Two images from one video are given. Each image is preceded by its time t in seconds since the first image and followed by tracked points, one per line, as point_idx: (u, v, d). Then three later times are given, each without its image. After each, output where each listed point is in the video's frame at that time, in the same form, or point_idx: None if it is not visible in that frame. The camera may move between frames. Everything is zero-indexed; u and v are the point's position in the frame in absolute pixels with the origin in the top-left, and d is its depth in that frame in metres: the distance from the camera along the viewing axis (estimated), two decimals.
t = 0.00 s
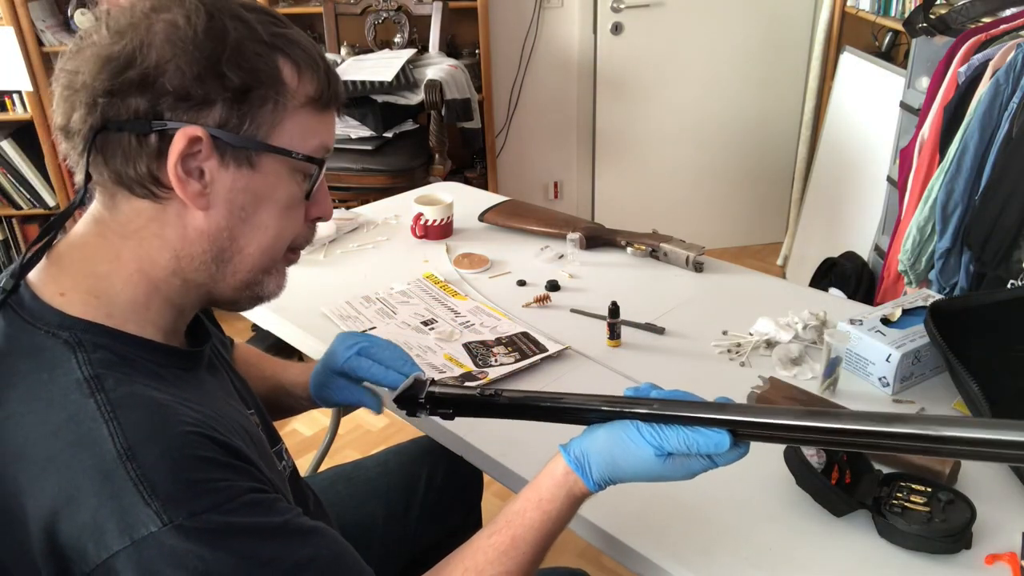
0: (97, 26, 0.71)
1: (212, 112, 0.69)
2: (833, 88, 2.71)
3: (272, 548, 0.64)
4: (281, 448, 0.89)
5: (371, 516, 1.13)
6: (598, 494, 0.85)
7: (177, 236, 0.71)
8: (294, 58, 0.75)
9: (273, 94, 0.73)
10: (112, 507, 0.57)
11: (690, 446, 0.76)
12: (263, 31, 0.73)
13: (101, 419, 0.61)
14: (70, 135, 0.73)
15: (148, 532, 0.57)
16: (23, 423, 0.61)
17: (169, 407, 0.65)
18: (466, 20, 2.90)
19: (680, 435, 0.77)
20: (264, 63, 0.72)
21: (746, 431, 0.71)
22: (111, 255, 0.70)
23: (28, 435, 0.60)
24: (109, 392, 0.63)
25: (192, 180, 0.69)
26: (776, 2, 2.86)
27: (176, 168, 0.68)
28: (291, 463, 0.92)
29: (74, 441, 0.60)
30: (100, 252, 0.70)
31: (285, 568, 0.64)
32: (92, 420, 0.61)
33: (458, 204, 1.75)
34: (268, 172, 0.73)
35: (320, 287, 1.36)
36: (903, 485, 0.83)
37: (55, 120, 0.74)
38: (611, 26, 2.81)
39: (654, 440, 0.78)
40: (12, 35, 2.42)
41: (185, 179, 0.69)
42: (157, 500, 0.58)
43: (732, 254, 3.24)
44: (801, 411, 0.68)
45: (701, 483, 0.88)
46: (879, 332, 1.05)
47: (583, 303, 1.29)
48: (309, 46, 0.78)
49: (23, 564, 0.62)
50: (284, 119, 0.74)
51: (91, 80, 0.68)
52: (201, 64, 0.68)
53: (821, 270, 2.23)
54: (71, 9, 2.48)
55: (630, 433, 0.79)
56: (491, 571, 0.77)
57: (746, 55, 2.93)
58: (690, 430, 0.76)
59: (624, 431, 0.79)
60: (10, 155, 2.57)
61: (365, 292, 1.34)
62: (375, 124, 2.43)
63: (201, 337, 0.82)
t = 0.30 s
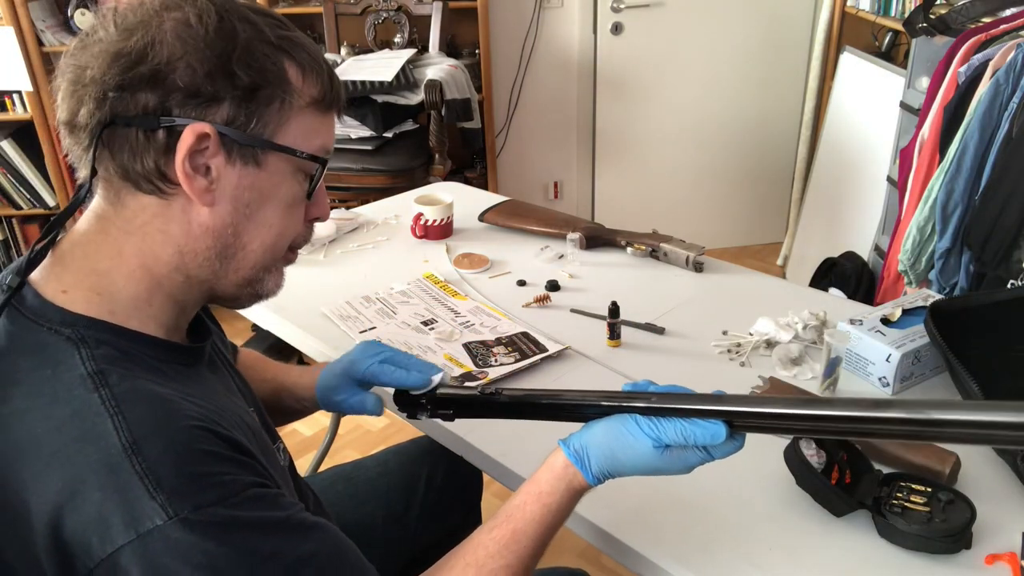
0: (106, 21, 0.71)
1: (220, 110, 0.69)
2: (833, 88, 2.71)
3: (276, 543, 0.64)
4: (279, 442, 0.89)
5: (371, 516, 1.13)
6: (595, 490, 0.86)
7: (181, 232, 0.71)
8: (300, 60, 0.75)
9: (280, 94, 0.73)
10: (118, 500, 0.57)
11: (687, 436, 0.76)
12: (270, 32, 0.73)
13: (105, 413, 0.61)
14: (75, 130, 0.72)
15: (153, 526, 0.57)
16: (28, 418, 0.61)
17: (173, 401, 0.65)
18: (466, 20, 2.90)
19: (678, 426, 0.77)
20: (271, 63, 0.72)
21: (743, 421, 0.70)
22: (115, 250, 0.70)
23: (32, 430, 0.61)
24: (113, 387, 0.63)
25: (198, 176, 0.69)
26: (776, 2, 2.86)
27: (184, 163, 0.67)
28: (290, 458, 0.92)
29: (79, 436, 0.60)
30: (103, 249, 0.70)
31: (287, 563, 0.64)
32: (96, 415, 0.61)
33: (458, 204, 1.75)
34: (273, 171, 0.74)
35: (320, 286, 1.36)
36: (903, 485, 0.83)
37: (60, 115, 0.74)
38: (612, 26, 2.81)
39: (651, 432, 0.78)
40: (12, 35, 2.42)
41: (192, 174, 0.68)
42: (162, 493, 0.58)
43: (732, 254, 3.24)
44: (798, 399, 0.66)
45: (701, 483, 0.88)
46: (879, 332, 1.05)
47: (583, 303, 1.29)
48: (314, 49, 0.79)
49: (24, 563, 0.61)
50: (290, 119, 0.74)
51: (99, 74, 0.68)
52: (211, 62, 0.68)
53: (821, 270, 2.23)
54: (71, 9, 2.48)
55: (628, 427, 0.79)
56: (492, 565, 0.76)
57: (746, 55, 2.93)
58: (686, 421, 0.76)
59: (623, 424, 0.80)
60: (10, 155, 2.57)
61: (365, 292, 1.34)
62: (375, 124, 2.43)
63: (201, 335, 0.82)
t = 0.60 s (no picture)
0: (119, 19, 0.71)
1: (230, 115, 0.69)
2: (833, 88, 2.71)
3: (275, 545, 0.64)
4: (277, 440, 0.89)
5: (371, 516, 1.13)
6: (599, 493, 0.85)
7: (185, 232, 0.71)
8: (310, 69, 0.75)
9: (289, 101, 0.73)
10: (119, 501, 0.57)
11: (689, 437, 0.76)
12: (283, 39, 0.73)
13: (107, 414, 0.61)
14: (80, 126, 0.72)
15: (154, 527, 0.57)
16: (30, 417, 0.61)
17: (175, 401, 0.65)
18: (466, 20, 2.90)
19: (680, 428, 0.77)
20: (283, 71, 0.72)
21: (748, 425, 0.70)
22: (118, 250, 0.70)
23: (33, 431, 0.61)
24: (114, 387, 0.63)
25: (204, 178, 0.69)
26: (776, 2, 2.86)
27: (191, 166, 0.67)
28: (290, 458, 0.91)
29: (80, 436, 0.60)
30: (107, 249, 0.70)
31: (286, 564, 0.64)
32: (97, 416, 0.61)
33: (458, 204, 1.75)
34: (278, 176, 0.74)
35: (320, 287, 1.36)
36: (903, 486, 0.83)
37: (66, 109, 0.73)
38: (612, 26, 2.81)
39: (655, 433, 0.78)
40: (12, 35, 2.42)
41: (198, 177, 0.68)
42: (163, 494, 0.58)
43: (732, 254, 3.24)
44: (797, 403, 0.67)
45: (702, 483, 0.88)
46: (879, 332, 1.05)
47: (583, 303, 1.29)
48: (324, 57, 0.79)
49: (25, 566, 0.61)
50: (297, 125, 0.74)
51: (111, 72, 0.68)
52: (224, 66, 0.68)
53: (821, 270, 2.23)
54: (71, 9, 2.48)
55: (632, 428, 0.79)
56: (496, 564, 0.76)
57: (746, 55, 2.93)
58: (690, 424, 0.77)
59: (628, 425, 0.80)
60: (10, 155, 2.57)
61: (365, 292, 1.34)
62: (375, 124, 2.43)
63: (203, 335, 0.82)
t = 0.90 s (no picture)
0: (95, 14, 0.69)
1: (216, 108, 0.70)
2: (833, 88, 2.70)
3: (275, 540, 0.64)
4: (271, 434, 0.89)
5: (371, 516, 1.13)
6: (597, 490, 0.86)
7: (176, 229, 0.71)
8: (292, 59, 0.75)
9: (273, 92, 0.73)
10: (117, 498, 0.57)
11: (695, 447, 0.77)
12: (263, 30, 0.73)
13: (103, 412, 0.61)
14: (64, 126, 0.71)
15: (153, 523, 0.57)
16: (27, 416, 0.61)
17: (171, 399, 0.65)
18: (466, 20, 2.90)
19: (686, 436, 0.77)
20: (265, 62, 0.72)
21: (751, 438, 0.73)
22: (109, 250, 0.70)
23: (30, 430, 0.61)
24: (110, 386, 0.63)
25: (193, 173, 0.69)
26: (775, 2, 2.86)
27: (179, 162, 0.67)
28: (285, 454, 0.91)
29: (77, 434, 0.60)
30: (98, 247, 0.70)
31: (286, 561, 0.64)
32: (94, 413, 0.61)
33: (458, 204, 1.75)
34: (265, 168, 0.74)
35: (320, 287, 1.36)
36: (903, 485, 0.83)
37: (47, 110, 0.73)
38: (612, 26, 2.80)
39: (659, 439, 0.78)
40: (12, 35, 2.42)
41: (187, 172, 0.69)
42: (161, 490, 0.58)
43: (732, 254, 3.24)
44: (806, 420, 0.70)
45: (701, 483, 0.88)
46: (880, 332, 1.05)
47: (583, 303, 1.29)
48: (304, 47, 0.79)
49: (22, 566, 0.61)
50: (282, 117, 0.75)
51: (92, 71, 0.67)
52: (207, 61, 0.68)
53: (821, 270, 2.23)
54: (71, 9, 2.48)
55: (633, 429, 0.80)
56: (495, 563, 0.77)
57: (746, 55, 2.93)
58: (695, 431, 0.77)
59: (631, 428, 0.80)
60: (10, 155, 2.57)
61: (365, 292, 1.34)
62: (375, 124, 2.43)
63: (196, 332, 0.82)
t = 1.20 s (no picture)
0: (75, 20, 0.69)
1: (201, 106, 0.69)
2: (834, 88, 2.70)
3: (275, 544, 0.64)
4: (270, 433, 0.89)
5: (371, 516, 1.13)
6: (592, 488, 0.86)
7: (173, 231, 0.71)
8: (276, 47, 0.75)
9: (259, 83, 0.73)
10: (116, 503, 0.57)
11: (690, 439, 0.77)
12: (245, 22, 0.72)
13: (101, 416, 0.61)
14: (55, 137, 0.72)
15: (151, 528, 0.57)
16: (25, 423, 0.61)
17: (170, 402, 0.65)
18: (466, 20, 2.90)
19: (680, 431, 0.77)
20: (248, 54, 0.71)
21: (745, 431, 0.74)
22: (105, 253, 0.70)
23: (29, 435, 0.61)
24: (109, 390, 0.63)
25: (186, 173, 0.69)
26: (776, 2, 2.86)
27: (170, 163, 0.67)
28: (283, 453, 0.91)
29: (76, 439, 0.60)
30: (94, 251, 0.70)
31: (286, 565, 0.64)
32: (92, 418, 0.61)
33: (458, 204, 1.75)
34: (258, 163, 0.74)
35: (319, 287, 1.36)
36: (903, 486, 0.83)
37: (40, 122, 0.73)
38: (612, 26, 2.80)
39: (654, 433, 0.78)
40: (12, 35, 2.42)
41: (179, 173, 0.69)
42: (159, 495, 0.58)
43: (732, 254, 3.24)
44: (803, 413, 0.71)
45: (702, 484, 0.88)
46: (880, 332, 1.05)
47: (583, 304, 1.29)
48: (290, 37, 0.78)
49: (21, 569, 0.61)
50: (271, 108, 0.74)
51: (75, 80, 0.68)
52: (189, 57, 0.68)
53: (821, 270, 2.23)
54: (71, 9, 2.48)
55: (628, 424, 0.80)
56: (492, 563, 0.76)
57: (746, 55, 2.93)
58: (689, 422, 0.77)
59: (627, 424, 0.80)
60: (10, 155, 2.57)
61: (365, 292, 1.34)
62: (375, 124, 2.41)
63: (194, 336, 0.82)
